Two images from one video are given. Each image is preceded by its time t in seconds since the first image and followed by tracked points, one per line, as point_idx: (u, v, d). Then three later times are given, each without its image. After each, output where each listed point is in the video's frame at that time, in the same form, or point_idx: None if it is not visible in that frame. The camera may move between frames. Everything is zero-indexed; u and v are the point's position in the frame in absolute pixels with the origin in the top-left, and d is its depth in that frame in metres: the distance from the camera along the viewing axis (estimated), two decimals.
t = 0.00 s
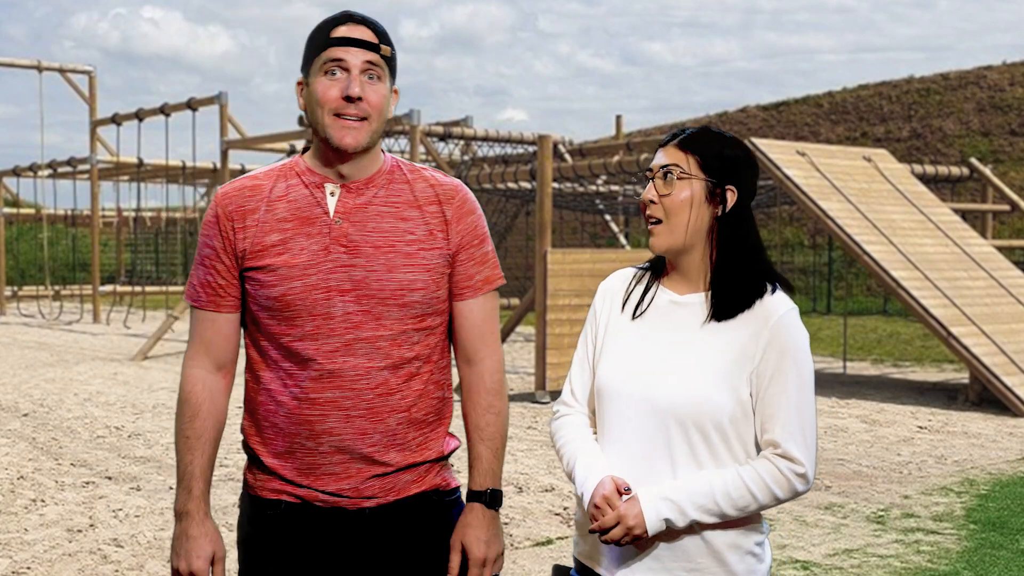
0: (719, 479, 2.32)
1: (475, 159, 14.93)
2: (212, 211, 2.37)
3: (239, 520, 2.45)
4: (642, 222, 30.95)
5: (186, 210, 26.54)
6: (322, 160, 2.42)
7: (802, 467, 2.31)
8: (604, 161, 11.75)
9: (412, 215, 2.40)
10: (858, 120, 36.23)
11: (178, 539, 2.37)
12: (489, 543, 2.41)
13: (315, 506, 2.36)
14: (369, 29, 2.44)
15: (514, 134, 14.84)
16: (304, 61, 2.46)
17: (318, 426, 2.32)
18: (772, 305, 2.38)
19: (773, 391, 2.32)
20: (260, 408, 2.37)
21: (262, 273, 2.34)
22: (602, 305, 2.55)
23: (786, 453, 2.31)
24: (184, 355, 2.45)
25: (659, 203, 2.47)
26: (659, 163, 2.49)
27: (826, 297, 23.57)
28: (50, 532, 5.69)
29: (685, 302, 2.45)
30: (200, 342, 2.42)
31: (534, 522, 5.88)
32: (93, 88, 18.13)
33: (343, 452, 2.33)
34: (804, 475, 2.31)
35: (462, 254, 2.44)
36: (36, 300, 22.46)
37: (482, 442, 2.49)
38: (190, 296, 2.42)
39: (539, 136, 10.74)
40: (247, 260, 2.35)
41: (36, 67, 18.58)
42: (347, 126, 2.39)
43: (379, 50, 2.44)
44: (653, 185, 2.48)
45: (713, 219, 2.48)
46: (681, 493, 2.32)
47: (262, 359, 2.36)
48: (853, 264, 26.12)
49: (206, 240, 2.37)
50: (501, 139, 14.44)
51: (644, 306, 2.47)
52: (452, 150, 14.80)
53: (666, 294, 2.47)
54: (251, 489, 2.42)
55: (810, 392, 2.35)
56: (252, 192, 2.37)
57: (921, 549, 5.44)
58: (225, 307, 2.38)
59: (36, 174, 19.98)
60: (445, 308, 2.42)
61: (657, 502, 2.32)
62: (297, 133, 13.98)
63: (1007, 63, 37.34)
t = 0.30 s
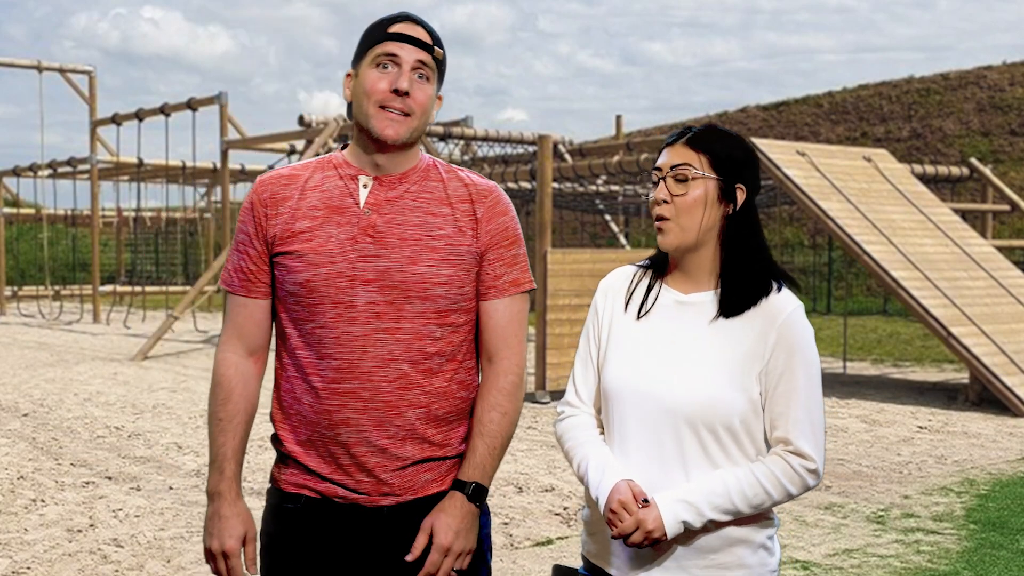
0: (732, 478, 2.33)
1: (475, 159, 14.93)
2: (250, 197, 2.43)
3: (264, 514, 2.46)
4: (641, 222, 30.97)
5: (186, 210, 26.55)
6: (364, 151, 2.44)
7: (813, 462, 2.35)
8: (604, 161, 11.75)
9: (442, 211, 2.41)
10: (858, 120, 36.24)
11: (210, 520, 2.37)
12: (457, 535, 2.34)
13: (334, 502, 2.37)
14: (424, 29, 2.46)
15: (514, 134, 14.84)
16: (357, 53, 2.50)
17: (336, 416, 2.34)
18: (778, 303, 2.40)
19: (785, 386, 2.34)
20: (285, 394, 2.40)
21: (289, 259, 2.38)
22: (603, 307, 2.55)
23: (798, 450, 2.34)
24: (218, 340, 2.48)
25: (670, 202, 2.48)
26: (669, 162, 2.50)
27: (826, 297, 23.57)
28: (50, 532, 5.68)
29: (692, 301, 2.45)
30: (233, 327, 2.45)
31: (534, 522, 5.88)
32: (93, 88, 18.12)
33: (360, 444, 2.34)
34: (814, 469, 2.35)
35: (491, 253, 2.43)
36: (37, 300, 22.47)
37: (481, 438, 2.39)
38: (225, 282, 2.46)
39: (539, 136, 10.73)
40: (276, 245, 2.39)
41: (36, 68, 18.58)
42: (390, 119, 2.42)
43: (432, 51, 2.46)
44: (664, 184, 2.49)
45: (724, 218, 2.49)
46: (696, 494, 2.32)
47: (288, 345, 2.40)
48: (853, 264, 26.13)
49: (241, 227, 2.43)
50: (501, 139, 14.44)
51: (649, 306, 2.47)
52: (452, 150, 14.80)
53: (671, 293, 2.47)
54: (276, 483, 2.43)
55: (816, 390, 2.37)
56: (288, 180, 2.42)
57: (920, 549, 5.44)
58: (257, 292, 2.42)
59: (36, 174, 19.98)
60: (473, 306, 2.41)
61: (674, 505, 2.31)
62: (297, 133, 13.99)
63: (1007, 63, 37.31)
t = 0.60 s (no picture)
0: (747, 474, 2.35)
1: (475, 159, 14.93)
2: (273, 190, 2.45)
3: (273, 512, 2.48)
4: (641, 223, 30.97)
5: (186, 210, 26.56)
6: (386, 151, 2.46)
7: (822, 454, 2.38)
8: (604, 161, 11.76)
9: (465, 211, 2.43)
10: (858, 120, 36.25)
11: (226, 510, 2.39)
12: (490, 538, 2.39)
13: (345, 504, 2.39)
14: (451, 33, 2.49)
15: (514, 134, 14.84)
16: (384, 54, 2.52)
17: (352, 410, 2.35)
18: (782, 300, 2.42)
19: (794, 382, 2.37)
20: (300, 388, 2.41)
21: (310, 252, 2.39)
22: (598, 307, 2.55)
23: (808, 443, 2.37)
24: (237, 333, 2.50)
25: (680, 201, 2.47)
26: (677, 162, 2.50)
27: (826, 297, 23.57)
28: (49, 532, 5.68)
29: (694, 301, 2.45)
30: (252, 320, 2.47)
31: (534, 522, 5.88)
32: (93, 88, 18.11)
33: (375, 439, 2.35)
34: (824, 462, 2.38)
35: (514, 256, 2.47)
36: (37, 300, 22.47)
37: (506, 441, 2.46)
38: (245, 275, 2.48)
39: (540, 136, 10.73)
40: (297, 239, 2.41)
41: (36, 67, 18.57)
42: (411, 120, 2.44)
43: (456, 55, 2.48)
44: (674, 183, 2.49)
45: (727, 217, 2.50)
46: (713, 493, 2.33)
47: (305, 339, 2.41)
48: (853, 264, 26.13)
49: (263, 220, 2.44)
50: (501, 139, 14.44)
51: (650, 307, 2.47)
52: (452, 150, 14.80)
53: (672, 293, 2.47)
54: (288, 481, 2.45)
55: (819, 380, 2.39)
56: (312, 176, 2.44)
57: (920, 549, 5.44)
58: (276, 286, 2.44)
59: (36, 174, 19.97)
60: (491, 306, 2.44)
61: (692, 505, 2.32)
62: (298, 133, 14.00)
63: (1007, 63, 37.30)
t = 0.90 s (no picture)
0: (757, 469, 2.38)
1: (475, 159, 14.93)
2: (286, 192, 2.41)
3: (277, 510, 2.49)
4: (641, 223, 30.98)
5: (187, 210, 26.57)
6: (398, 154, 2.46)
7: (827, 449, 2.43)
8: (604, 161, 11.76)
9: (481, 218, 2.45)
10: (858, 120, 36.25)
11: (236, 514, 2.41)
12: (526, 538, 2.56)
13: (362, 506, 2.40)
14: (462, 35, 2.49)
15: (514, 134, 14.83)
16: (394, 55, 2.51)
17: (377, 417, 2.36)
18: (785, 297, 2.44)
19: (798, 380, 2.40)
20: (316, 393, 2.39)
21: (330, 258, 2.37)
22: (600, 308, 2.55)
23: (815, 438, 2.41)
24: (244, 335, 2.47)
25: (687, 205, 2.46)
26: (681, 166, 2.49)
27: (826, 297, 23.56)
28: (50, 532, 5.69)
29: (698, 301, 2.45)
30: (263, 322, 2.44)
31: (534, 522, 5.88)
32: (93, 88, 18.10)
33: (398, 445, 2.37)
34: (829, 456, 2.43)
35: (526, 262, 2.52)
36: (36, 301, 22.46)
37: (526, 443, 2.61)
38: (254, 277, 2.44)
39: (539, 136, 10.73)
40: (316, 245, 2.38)
41: (36, 67, 18.56)
42: (426, 124, 2.44)
43: (469, 57, 2.49)
44: (679, 188, 2.48)
45: (728, 218, 2.51)
46: (727, 490, 2.35)
47: (323, 345, 2.39)
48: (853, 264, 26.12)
49: (277, 223, 2.40)
50: (501, 139, 14.43)
51: (655, 308, 2.47)
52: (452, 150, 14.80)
53: (677, 293, 2.47)
54: (298, 481, 2.44)
55: (821, 374, 2.42)
56: (328, 180, 2.41)
57: (920, 549, 5.44)
58: (290, 289, 2.41)
59: (36, 174, 19.97)
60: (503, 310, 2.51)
61: (709, 502, 2.33)
62: (297, 133, 14.00)
63: (1007, 63, 37.26)
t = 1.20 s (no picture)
0: (758, 467, 2.38)
1: (475, 159, 14.93)
2: (289, 196, 2.36)
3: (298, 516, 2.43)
4: (641, 223, 30.99)
5: (187, 210, 26.59)
6: (398, 156, 2.45)
7: (828, 445, 2.42)
8: (603, 161, 11.76)
9: (482, 215, 2.47)
10: (858, 120, 36.25)
11: (273, 523, 2.35)
12: (532, 526, 2.60)
13: (373, 504, 2.39)
14: (459, 38, 2.50)
15: (514, 134, 14.84)
16: (392, 58, 2.51)
17: (391, 416, 2.36)
18: (785, 295, 2.44)
19: (797, 376, 2.40)
20: (325, 394, 2.38)
21: (340, 261, 2.34)
22: (600, 309, 2.54)
23: (816, 434, 2.40)
24: (251, 340, 2.40)
25: (689, 207, 2.46)
26: (682, 169, 2.49)
27: (826, 297, 23.57)
28: (50, 532, 5.68)
29: (698, 300, 2.45)
30: (268, 326, 2.37)
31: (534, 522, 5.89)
32: (93, 87, 18.10)
33: (411, 442, 2.38)
34: (830, 453, 2.42)
35: (523, 256, 2.57)
36: (37, 300, 22.47)
37: (524, 431, 2.65)
38: (255, 281, 2.38)
39: (540, 136, 10.73)
40: (326, 248, 2.34)
41: (36, 67, 18.56)
42: (426, 128, 2.43)
43: (466, 61, 2.49)
44: (680, 190, 2.48)
45: (728, 218, 2.51)
46: (730, 487, 2.35)
47: (332, 348, 2.37)
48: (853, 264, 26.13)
49: (282, 228, 2.35)
50: (501, 139, 14.43)
51: (655, 308, 2.47)
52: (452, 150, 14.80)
53: (677, 293, 2.47)
54: (304, 482, 2.42)
55: (822, 371, 2.42)
56: (330, 181, 2.38)
57: (921, 549, 5.44)
58: (296, 294, 2.36)
59: (36, 174, 19.97)
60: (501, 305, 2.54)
61: (712, 500, 2.33)
62: (297, 133, 14.00)
63: (1007, 63, 37.25)
